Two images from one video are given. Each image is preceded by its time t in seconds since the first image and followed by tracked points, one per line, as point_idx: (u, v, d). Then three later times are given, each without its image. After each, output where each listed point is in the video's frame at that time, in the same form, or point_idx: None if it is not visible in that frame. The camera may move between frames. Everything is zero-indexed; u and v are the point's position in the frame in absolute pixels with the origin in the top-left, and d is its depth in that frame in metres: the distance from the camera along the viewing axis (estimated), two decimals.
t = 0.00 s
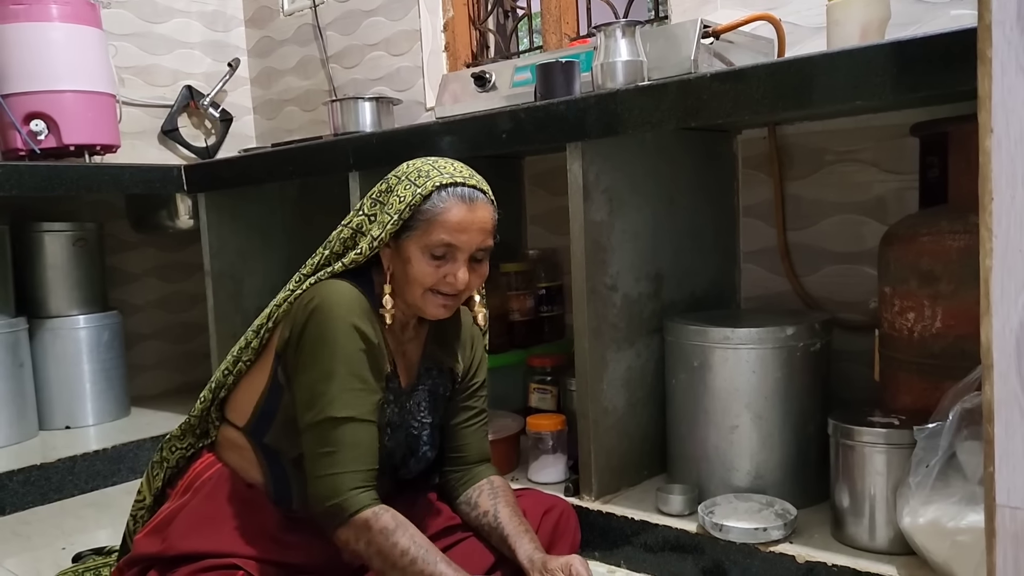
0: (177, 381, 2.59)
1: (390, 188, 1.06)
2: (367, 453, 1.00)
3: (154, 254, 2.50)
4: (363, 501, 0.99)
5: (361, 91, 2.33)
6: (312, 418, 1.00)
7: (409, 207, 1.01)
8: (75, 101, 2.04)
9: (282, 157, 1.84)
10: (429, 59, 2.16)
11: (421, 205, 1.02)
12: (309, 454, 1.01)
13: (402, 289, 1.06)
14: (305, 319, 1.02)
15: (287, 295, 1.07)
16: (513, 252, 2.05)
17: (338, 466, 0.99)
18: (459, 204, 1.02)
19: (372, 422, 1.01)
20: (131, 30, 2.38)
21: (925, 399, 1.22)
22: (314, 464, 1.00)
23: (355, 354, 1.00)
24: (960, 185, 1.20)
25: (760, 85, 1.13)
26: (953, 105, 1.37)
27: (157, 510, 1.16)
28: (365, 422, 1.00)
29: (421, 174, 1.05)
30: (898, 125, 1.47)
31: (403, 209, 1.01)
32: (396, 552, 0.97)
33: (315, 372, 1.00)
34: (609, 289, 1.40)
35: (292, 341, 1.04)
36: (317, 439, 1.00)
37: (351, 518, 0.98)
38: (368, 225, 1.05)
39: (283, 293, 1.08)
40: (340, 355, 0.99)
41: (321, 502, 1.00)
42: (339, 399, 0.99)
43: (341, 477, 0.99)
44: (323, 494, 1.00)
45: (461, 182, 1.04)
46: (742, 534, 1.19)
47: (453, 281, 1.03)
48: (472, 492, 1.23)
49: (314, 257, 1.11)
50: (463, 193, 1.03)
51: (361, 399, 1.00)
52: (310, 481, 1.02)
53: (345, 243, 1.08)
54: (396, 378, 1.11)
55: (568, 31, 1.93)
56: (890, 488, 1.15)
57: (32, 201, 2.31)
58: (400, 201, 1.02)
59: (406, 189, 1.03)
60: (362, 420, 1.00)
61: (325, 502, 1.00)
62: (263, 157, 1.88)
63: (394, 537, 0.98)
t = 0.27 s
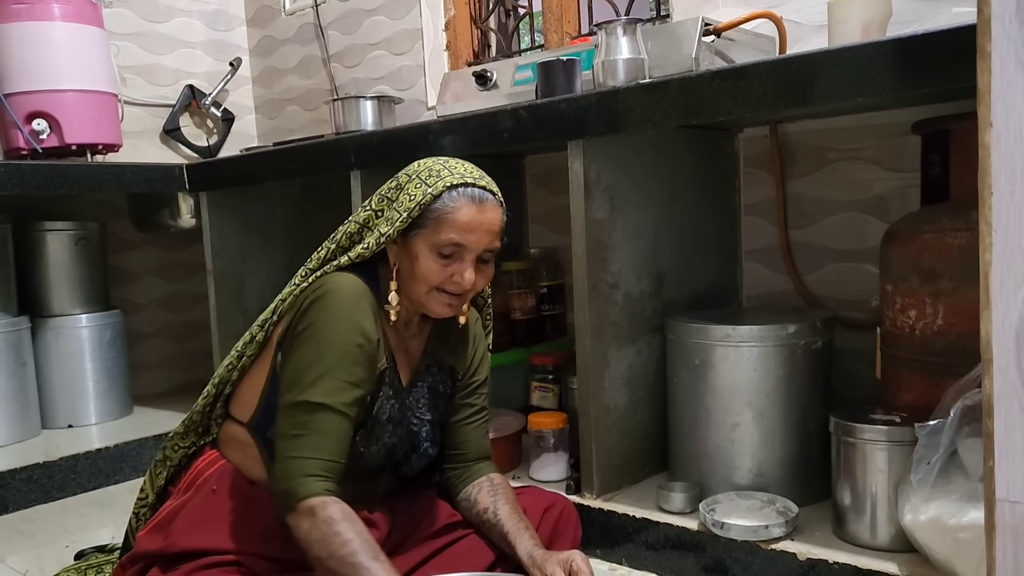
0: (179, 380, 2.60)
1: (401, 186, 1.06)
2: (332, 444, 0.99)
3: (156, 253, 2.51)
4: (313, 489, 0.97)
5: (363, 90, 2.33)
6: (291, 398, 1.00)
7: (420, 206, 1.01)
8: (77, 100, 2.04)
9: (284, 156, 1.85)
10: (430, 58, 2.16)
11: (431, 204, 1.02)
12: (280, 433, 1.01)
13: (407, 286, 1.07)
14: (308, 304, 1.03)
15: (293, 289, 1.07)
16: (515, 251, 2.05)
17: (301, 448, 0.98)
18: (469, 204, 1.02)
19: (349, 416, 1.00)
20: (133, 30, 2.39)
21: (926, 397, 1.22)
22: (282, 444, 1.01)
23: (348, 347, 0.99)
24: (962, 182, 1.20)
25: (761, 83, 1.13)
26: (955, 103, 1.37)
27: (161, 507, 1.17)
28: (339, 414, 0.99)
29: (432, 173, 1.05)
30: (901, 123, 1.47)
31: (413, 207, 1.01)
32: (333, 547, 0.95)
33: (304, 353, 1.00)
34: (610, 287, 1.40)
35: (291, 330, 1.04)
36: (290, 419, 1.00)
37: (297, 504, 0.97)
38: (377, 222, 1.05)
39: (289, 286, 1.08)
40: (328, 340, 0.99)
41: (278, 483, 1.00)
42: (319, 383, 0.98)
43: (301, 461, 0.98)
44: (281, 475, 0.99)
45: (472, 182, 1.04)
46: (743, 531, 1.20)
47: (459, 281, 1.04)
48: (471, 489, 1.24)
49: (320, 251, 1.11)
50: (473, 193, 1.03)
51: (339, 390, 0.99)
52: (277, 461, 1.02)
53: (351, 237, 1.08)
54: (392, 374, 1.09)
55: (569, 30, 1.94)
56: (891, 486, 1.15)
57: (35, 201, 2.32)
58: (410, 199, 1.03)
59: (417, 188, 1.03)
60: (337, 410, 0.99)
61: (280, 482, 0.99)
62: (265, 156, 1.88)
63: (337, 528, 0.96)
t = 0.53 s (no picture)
0: (180, 378, 2.59)
1: (405, 180, 1.06)
2: (347, 440, 0.99)
3: (157, 251, 2.51)
4: (337, 487, 0.97)
5: (363, 87, 2.33)
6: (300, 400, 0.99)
7: (424, 201, 1.01)
8: (77, 98, 2.04)
9: (284, 152, 1.84)
10: (431, 54, 2.16)
11: (435, 199, 1.02)
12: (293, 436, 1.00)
13: (409, 281, 1.06)
14: (311, 299, 1.03)
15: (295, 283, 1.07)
16: (516, 248, 2.05)
17: (317, 449, 0.98)
18: (473, 199, 1.02)
19: (359, 411, 1.00)
20: (133, 28, 2.39)
21: (928, 392, 1.22)
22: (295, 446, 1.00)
23: (350, 341, 0.99)
24: (964, 176, 1.19)
25: (762, 77, 1.13)
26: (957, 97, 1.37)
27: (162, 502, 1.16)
28: (350, 409, 0.99)
29: (437, 169, 1.05)
30: (902, 118, 1.46)
31: (417, 201, 1.01)
32: (364, 544, 0.95)
33: (309, 352, 1.00)
34: (612, 282, 1.40)
35: (295, 326, 1.04)
36: (301, 421, 0.99)
37: (322, 503, 0.97)
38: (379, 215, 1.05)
39: (291, 281, 1.08)
40: (333, 337, 0.99)
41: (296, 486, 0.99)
42: (326, 381, 0.98)
43: (318, 461, 0.98)
44: (299, 477, 0.99)
45: (476, 178, 1.04)
46: (745, 527, 1.19)
47: (462, 276, 1.03)
48: (474, 486, 1.23)
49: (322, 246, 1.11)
50: (478, 189, 1.03)
51: (348, 385, 0.99)
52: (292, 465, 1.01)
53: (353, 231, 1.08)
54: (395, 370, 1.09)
55: (570, 26, 1.93)
56: (893, 481, 1.15)
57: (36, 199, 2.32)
58: (414, 194, 1.02)
59: (421, 183, 1.03)
60: (347, 406, 0.98)
61: (301, 485, 0.99)
62: (265, 152, 1.88)
63: (362, 524, 0.96)
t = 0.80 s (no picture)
0: (182, 378, 2.60)
1: (406, 177, 1.07)
2: (339, 429, 0.98)
3: (158, 251, 2.51)
4: (322, 473, 0.96)
5: (364, 87, 2.33)
6: (297, 386, 0.99)
7: (425, 196, 1.02)
8: (78, 98, 2.05)
9: (285, 152, 1.85)
10: (431, 54, 2.16)
11: (437, 195, 1.02)
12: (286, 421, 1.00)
13: (410, 278, 1.07)
14: (314, 294, 1.02)
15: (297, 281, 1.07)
16: (516, 247, 2.05)
17: (309, 434, 0.98)
18: (475, 195, 1.03)
19: (354, 401, 1.00)
20: (134, 28, 2.39)
21: (929, 390, 1.22)
22: (288, 430, 1.00)
23: (353, 333, 0.99)
24: (963, 174, 1.19)
25: (762, 75, 1.13)
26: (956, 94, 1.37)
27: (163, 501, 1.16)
28: (345, 398, 0.99)
29: (438, 166, 1.05)
30: (903, 116, 1.47)
31: (418, 197, 1.02)
32: (344, 535, 0.94)
33: (310, 340, 1.00)
34: (612, 281, 1.40)
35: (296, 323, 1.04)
36: (296, 405, 0.99)
37: (306, 489, 0.96)
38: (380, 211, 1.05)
39: (293, 279, 1.08)
40: (335, 327, 0.99)
41: (284, 470, 0.99)
42: (324, 369, 0.98)
43: (308, 446, 0.97)
44: (288, 463, 0.98)
45: (477, 174, 1.05)
46: (746, 525, 1.19)
47: (463, 272, 1.03)
48: (474, 484, 1.23)
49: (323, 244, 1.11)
50: (479, 185, 1.04)
51: (346, 375, 0.99)
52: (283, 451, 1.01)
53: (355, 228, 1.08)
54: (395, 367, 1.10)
55: (570, 26, 1.94)
56: (894, 478, 1.15)
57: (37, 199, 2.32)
58: (416, 190, 1.03)
59: (423, 179, 1.04)
60: (343, 395, 0.98)
61: (288, 469, 0.98)
62: (266, 153, 1.89)
63: (346, 511, 0.95)
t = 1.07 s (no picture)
0: (183, 379, 2.60)
1: (409, 177, 1.07)
2: (341, 433, 0.98)
3: (158, 252, 2.51)
4: (325, 479, 0.97)
5: (363, 87, 2.33)
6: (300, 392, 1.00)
7: (429, 196, 1.02)
8: (78, 99, 2.05)
9: (285, 152, 1.85)
10: (430, 54, 2.16)
11: (441, 195, 1.02)
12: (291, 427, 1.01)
13: (414, 277, 1.06)
14: (314, 296, 1.03)
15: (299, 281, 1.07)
16: (516, 247, 2.05)
17: (311, 440, 0.98)
18: (479, 195, 1.03)
19: (356, 405, 1.00)
20: (134, 29, 2.39)
21: (929, 388, 1.22)
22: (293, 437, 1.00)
23: (351, 337, 0.99)
24: (962, 172, 1.20)
25: (761, 74, 1.13)
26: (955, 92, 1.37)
27: (165, 500, 1.16)
28: (346, 403, 0.98)
29: (441, 166, 1.05)
30: (903, 114, 1.46)
31: (422, 197, 1.02)
32: (350, 539, 0.94)
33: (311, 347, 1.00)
34: (612, 280, 1.40)
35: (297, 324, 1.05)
36: (299, 411, 1.00)
37: (309, 495, 0.97)
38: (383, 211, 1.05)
39: (294, 279, 1.08)
40: (334, 332, 0.99)
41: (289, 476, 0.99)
42: (324, 374, 0.98)
43: (312, 452, 0.98)
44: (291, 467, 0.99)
45: (481, 175, 1.05)
46: (747, 523, 1.19)
47: (467, 271, 1.03)
48: (474, 483, 1.23)
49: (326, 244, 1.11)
50: (482, 185, 1.04)
51: (346, 380, 0.98)
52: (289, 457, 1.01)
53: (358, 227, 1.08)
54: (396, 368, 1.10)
55: (569, 25, 1.94)
56: (894, 476, 1.15)
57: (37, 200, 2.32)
58: (420, 190, 1.03)
59: (427, 180, 1.04)
60: (344, 400, 0.98)
61: (292, 475, 0.99)
62: (266, 153, 1.89)
63: (341, 511, 0.95)
